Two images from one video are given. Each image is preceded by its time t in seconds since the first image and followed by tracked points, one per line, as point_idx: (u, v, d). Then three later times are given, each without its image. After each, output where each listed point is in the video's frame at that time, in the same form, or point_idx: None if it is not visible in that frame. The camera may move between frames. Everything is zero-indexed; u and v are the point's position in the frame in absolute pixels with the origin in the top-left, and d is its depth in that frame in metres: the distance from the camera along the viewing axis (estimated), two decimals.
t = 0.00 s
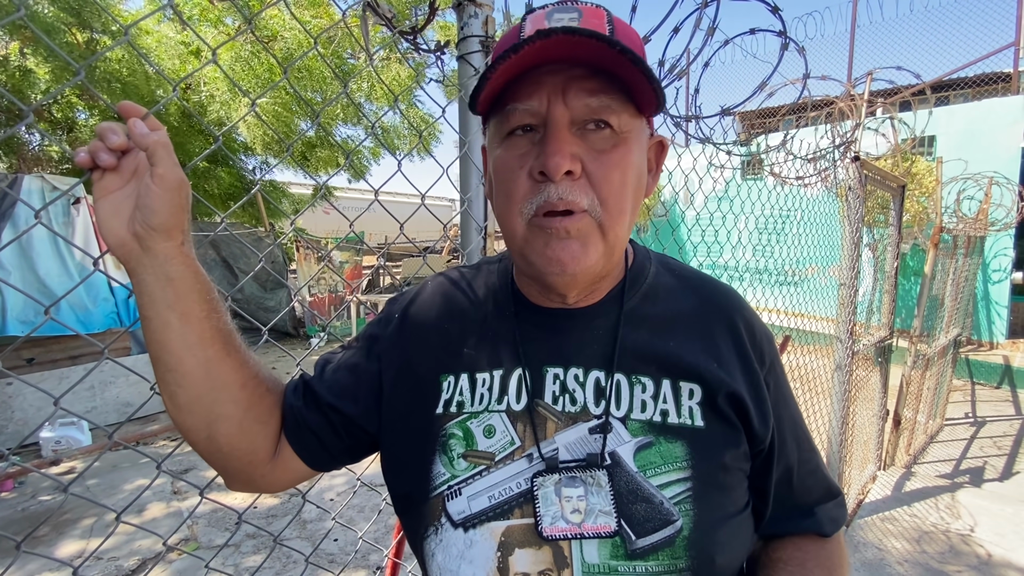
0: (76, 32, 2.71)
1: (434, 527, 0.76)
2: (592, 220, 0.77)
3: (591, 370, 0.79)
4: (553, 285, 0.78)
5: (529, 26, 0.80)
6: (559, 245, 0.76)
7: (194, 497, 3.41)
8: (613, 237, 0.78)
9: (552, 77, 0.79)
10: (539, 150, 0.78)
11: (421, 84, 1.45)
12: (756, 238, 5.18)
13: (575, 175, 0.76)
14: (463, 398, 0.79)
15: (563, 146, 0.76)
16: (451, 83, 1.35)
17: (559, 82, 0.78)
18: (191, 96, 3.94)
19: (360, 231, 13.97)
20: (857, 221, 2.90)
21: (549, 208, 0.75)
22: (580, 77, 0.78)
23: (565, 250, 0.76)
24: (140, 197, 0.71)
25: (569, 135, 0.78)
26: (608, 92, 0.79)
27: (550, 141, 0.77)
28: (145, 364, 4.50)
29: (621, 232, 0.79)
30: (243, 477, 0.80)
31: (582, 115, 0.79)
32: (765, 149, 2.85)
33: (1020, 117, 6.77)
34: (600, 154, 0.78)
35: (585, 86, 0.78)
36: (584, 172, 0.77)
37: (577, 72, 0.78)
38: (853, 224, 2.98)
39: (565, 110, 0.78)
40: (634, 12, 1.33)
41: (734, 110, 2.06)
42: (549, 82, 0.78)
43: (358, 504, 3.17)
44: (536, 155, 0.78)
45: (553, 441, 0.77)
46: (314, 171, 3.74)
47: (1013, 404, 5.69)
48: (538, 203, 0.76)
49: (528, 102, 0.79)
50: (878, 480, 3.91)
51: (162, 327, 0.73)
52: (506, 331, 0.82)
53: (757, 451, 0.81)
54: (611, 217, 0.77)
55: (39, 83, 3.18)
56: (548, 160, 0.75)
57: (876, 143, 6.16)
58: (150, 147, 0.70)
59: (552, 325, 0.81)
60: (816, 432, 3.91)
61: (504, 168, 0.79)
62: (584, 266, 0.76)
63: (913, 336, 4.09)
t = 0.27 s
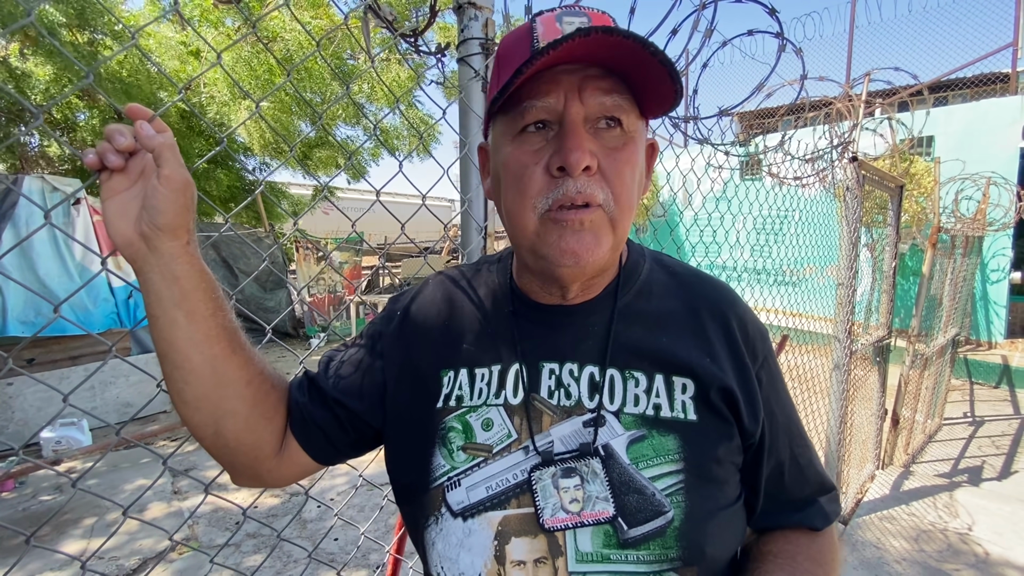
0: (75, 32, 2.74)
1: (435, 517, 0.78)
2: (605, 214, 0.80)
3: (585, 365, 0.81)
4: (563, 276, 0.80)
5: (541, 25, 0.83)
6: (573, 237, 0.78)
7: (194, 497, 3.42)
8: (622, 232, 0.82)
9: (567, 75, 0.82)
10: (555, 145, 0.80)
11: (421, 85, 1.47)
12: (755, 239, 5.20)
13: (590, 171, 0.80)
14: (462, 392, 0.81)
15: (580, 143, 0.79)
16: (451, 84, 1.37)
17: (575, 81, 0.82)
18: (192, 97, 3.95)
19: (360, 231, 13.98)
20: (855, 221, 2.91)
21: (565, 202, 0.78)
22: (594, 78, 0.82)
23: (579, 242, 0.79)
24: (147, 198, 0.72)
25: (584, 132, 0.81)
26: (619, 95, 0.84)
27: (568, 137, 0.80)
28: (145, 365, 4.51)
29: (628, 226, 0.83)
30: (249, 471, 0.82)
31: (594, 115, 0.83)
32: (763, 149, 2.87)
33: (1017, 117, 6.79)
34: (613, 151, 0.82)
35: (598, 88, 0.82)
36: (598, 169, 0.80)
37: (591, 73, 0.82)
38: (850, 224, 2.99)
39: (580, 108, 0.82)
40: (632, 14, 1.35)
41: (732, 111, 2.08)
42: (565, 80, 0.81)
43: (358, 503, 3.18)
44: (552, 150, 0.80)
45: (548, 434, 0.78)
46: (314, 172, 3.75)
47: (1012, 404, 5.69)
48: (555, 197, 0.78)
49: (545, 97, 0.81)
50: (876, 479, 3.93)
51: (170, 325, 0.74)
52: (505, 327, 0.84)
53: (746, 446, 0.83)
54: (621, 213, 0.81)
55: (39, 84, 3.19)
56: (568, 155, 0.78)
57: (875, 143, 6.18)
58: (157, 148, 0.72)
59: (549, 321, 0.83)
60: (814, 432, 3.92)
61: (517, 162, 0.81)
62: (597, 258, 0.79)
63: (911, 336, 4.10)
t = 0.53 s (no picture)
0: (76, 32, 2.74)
1: (427, 513, 0.79)
2: (599, 204, 0.81)
3: (578, 360, 0.82)
4: (561, 270, 0.81)
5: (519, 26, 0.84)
6: (569, 228, 0.79)
7: (195, 496, 3.43)
8: (616, 221, 0.84)
9: (551, 71, 0.83)
10: (546, 140, 0.81)
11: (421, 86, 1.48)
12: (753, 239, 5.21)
13: (582, 163, 0.81)
14: (455, 388, 0.82)
15: (571, 135, 0.81)
16: (451, 86, 1.38)
17: (559, 77, 0.83)
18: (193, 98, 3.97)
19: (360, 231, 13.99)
20: (853, 221, 2.92)
21: (560, 193, 0.79)
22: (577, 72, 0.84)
23: (576, 233, 0.79)
24: (154, 199, 0.74)
25: (573, 125, 0.83)
26: (602, 87, 0.86)
27: (558, 130, 0.81)
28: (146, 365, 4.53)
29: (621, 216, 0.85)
30: (245, 471, 0.83)
31: (580, 108, 0.85)
32: (761, 149, 2.88)
33: (1016, 118, 6.80)
34: (602, 142, 0.84)
35: (581, 81, 0.84)
36: (589, 160, 0.82)
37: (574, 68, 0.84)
38: (848, 224, 3.00)
39: (566, 102, 0.84)
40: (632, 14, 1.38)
41: (729, 112, 2.09)
42: (550, 77, 0.83)
43: (359, 503, 3.19)
44: (543, 144, 0.81)
45: (541, 429, 0.80)
46: (314, 172, 3.77)
47: (1011, 403, 5.70)
48: (550, 190, 0.79)
49: (533, 94, 0.83)
50: (875, 478, 3.94)
51: (171, 325, 0.75)
52: (498, 324, 0.85)
53: (735, 439, 0.84)
54: (613, 203, 0.83)
55: (40, 85, 3.20)
56: (560, 148, 0.79)
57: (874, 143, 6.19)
58: (163, 150, 0.74)
59: (543, 318, 0.84)
60: (813, 431, 3.93)
61: (508, 162, 0.82)
62: (594, 247, 0.80)
63: (909, 337, 4.11)
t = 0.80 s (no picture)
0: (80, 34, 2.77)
1: (409, 507, 0.82)
2: (587, 193, 0.84)
3: (563, 354, 0.85)
4: (550, 259, 0.83)
5: (498, 19, 0.85)
6: (557, 218, 0.81)
7: (197, 496, 3.45)
8: (603, 208, 0.86)
9: (533, 62, 0.85)
10: (532, 131, 0.83)
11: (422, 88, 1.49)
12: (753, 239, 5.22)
13: (570, 152, 0.83)
14: (440, 381, 0.85)
15: (556, 127, 0.83)
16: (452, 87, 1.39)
17: (542, 68, 0.86)
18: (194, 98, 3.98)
19: (361, 232, 14.00)
20: (852, 221, 2.94)
21: (546, 183, 0.82)
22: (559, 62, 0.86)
23: (565, 222, 0.82)
24: (163, 198, 0.75)
25: (557, 116, 0.85)
26: (584, 78, 0.89)
27: (544, 121, 0.83)
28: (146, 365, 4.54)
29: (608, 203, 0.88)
30: (241, 475, 0.83)
31: (563, 99, 0.87)
32: (760, 150, 2.90)
33: (1015, 118, 6.81)
34: (587, 132, 0.86)
35: (564, 73, 0.87)
36: (576, 150, 0.84)
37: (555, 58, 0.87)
38: (848, 224, 3.02)
39: (549, 94, 0.86)
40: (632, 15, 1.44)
41: (728, 113, 2.10)
42: (533, 68, 0.85)
43: (360, 501, 3.21)
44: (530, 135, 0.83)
45: (525, 423, 0.82)
46: (316, 172, 3.78)
47: (1010, 403, 5.72)
48: (537, 179, 0.81)
49: (517, 86, 0.85)
50: (874, 478, 3.95)
51: (174, 324, 0.76)
52: (484, 319, 0.88)
53: (720, 434, 0.86)
54: (600, 191, 0.85)
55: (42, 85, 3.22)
56: (547, 138, 0.81)
57: (873, 143, 6.20)
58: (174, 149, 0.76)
59: (531, 311, 0.87)
60: (812, 430, 3.95)
61: (494, 154, 0.84)
62: (583, 235, 0.83)
63: (907, 336, 4.12)
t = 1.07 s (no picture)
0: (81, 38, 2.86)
1: (387, 504, 0.84)
2: (588, 188, 0.85)
3: (541, 347, 0.87)
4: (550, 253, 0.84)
5: (505, 8, 0.85)
6: (563, 212, 0.82)
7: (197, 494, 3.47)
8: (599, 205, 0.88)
9: (542, 56, 0.85)
10: (539, 124, 0.83)
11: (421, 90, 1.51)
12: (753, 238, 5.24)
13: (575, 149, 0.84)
14: (418, 378, 0.86)
15: (563, 122, 0.83)
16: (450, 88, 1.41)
17: (549, 63, 0.86)
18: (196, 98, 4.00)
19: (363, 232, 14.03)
20: (850, 221, 2.96)
21: (554, 177, 0.82)
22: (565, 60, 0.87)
23: (570, 216, 0.82)
24: (172, 199, 0.77)
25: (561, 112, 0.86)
26: (584, 78, 0.90)
27: (552, 115, 0.83)
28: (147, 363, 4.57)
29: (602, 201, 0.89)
30: (223, 479, 0.83)
31: (567, 96, 0.88)
32: (760, 150, 2.92)
33: (1015, 118, 6.82)
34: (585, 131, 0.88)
35: (568, 71, 0.87)
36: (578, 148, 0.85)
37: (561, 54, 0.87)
38: (847, 224, 3.03)
39: (556, 89, 0.86)
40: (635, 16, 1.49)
41: (727, 114, 2.12)
42: (541, 62, 0.85)
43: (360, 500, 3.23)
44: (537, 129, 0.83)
45: (504, 416, 0.84)
46: (318, 171, 3.80)
47: (1010, 402, 5.73)
48: (546, 172, 0.82)
49: (527, 78, 0.84)
50: (873, 476, 3.97)
51: (173, 324, 0.78)
52: (463, 317, 0.89)
53: (696, 423, 0.89)
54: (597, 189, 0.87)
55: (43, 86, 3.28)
56: (557, 132, 0.81)
57: (872, 142, 6.21)
58: (186, 151, 0.78)
59: (511, 306, 0.89)
60: (811, 429, 3.97)
61: (498, 146, 0.83)
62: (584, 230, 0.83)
63: (906, 335, 4.13)
